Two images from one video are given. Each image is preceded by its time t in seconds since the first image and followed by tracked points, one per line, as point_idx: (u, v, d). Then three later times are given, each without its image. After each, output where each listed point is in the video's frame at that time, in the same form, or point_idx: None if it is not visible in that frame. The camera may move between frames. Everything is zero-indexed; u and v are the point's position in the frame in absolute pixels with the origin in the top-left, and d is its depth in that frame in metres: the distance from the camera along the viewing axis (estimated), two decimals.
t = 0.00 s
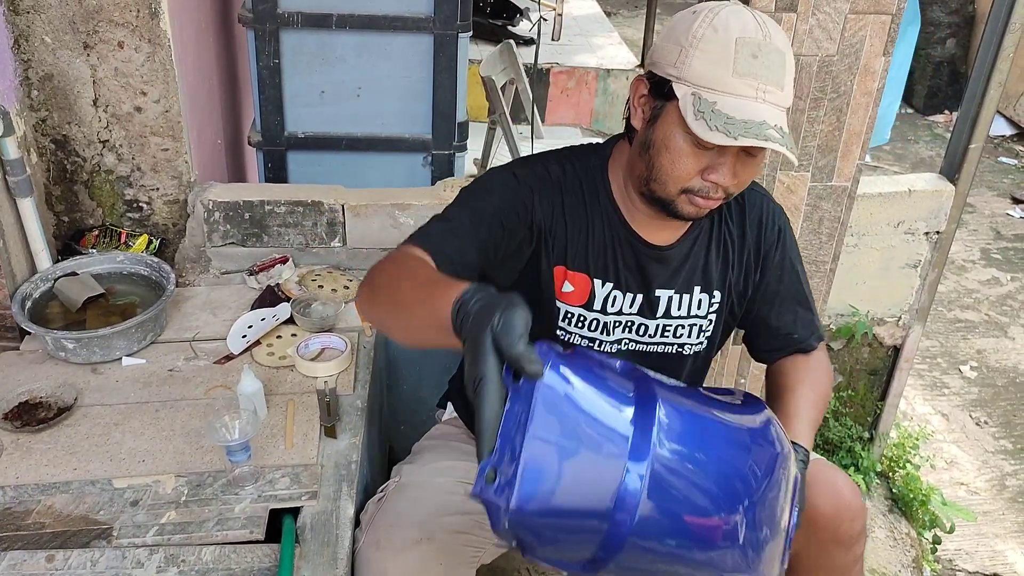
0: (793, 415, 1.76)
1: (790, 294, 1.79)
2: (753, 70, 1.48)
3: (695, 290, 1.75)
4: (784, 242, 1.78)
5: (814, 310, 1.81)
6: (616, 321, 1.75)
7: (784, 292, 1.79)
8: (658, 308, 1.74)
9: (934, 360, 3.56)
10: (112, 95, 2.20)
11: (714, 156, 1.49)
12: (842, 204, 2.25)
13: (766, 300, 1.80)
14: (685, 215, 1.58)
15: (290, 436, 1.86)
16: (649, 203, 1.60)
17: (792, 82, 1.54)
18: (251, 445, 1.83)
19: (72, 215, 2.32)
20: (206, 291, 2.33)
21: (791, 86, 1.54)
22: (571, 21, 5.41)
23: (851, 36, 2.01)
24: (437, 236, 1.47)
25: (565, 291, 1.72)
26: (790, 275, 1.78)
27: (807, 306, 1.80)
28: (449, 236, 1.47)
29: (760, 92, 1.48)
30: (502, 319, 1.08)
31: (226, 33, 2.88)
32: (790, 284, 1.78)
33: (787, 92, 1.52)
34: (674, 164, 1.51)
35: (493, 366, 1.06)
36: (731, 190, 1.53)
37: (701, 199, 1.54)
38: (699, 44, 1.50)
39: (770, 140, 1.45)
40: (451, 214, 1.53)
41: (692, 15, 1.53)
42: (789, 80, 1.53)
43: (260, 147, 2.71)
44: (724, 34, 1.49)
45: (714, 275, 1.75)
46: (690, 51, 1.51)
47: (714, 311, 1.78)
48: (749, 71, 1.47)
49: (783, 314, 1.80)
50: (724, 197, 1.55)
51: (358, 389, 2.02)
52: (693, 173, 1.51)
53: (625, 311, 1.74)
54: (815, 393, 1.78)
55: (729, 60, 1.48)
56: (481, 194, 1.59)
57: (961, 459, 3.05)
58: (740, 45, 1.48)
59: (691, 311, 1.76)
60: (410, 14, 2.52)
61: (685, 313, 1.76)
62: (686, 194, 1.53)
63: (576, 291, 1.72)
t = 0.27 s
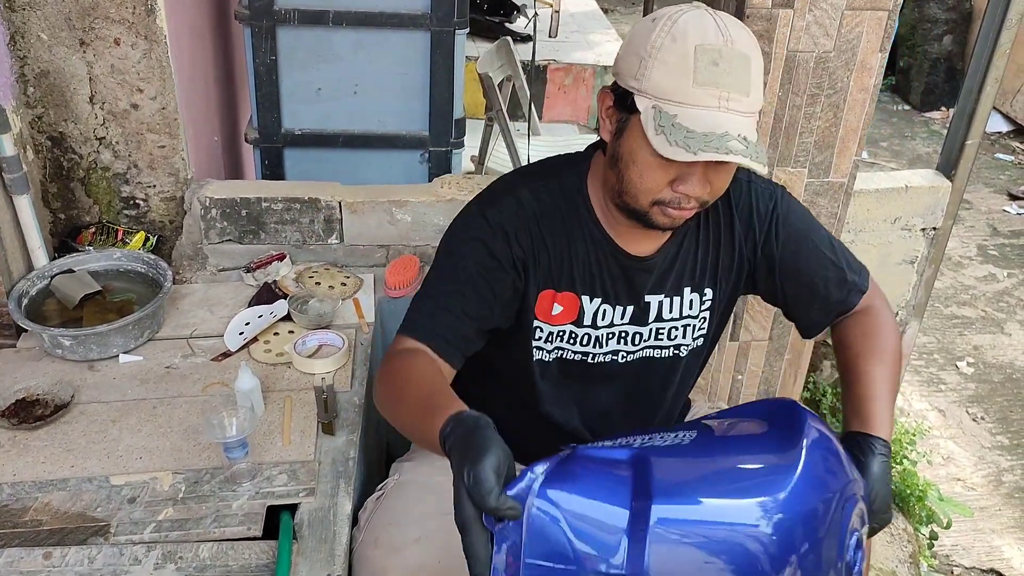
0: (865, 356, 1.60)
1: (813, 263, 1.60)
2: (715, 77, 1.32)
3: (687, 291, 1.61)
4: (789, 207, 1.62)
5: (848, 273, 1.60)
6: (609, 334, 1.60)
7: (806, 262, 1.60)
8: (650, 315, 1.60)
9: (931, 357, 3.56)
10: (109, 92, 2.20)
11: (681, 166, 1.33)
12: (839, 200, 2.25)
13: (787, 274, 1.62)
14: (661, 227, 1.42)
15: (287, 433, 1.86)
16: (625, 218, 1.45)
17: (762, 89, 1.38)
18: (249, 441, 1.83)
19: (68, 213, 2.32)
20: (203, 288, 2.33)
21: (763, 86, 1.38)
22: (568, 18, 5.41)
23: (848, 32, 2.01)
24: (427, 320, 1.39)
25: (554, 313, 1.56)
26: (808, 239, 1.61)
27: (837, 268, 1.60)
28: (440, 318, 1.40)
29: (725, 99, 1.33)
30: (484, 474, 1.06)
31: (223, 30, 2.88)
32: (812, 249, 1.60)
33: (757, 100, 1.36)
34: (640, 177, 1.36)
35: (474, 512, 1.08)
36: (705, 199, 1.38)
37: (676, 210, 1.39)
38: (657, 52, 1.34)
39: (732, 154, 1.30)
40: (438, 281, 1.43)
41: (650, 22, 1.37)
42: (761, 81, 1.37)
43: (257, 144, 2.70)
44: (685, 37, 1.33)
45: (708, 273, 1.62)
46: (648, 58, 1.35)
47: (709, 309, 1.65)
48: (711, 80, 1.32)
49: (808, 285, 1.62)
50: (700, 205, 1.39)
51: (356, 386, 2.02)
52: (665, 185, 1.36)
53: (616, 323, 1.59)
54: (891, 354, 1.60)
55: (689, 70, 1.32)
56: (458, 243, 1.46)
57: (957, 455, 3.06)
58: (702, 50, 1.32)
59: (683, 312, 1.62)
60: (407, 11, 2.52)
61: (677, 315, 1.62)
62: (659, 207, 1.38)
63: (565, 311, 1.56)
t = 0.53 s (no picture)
0: (921, 333, 1.60)
1: (821, 239, 1.59)
2: (687, 88, 1.32)
3: (680, 291, 1.62)
4: (782, 188, 1.61)
5: (859, 242, 1.60)
6: (604, 339, 1.61)
7: (814, 239, 1.60)
8: (644, 318, 1.61)
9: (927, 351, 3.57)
10: (104, 86, 2.20)
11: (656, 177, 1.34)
12: (836, 195, 2.26)
13: (793, 256, 1.62)
14: (642, 235, 1.44)
15: (284, 428, 1.86)
16: (609, 228, 1.47)
17: (736, 97, 1.37)
18: (246, 436, 1.82)
19: (64, 208, 2.31)
20: (199, 283, 2.32)
21: (738, 93, 1.37)
22: (565, 14, 5.40)
23: (845, 27, 2.01)
24: (430, 356, 1.48)
25: (548, 326, 1.58)
26: (811, 216, 1.60)
27: (848, 240, 1.60)
28: (443, 353, 1.48)
29: (697, 110, 1.32)
30: (515, 518, 1.18)
31: (219, 25, 2.87)
32: (819, 226, 1.59)
33: (732, 108, 1.36)
34: (616, 189, 1.37)
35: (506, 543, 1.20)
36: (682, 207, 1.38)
37: (655, 219, 1.39)
38: (628, 63, 1.34)
39: (704, 168, 1.30)
40: (437, 316, 1.49)
41: (621, 31, 1.37)
42: (736, 87, 1.36)
43: (253, 139, 2.70)
44: (655, 49, 1.33)
45: (702, 271, 1.63)
46: (618, 71, 1.35)
47: (704, 308, 1.65)
48: (683, 91, 1.31)
49: (818, 261, 1.61)
50: (680, 214, 1.39)
51: (353, 381, 2.02)
52: (641, 197, 1.36)
53: (611, 329, 1.61)
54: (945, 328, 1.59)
55: (659, 81, 1.32)
56: (450, 275, 1.49)
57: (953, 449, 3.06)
58: (671, 62, 1.32)
59: (678, 313, 1.63)
60: (403, 6, 2.51)
61: (672, 316, 1.63)
62: (637, 217, 1.39)
63: (559, 323, 1.58)
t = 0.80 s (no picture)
0: (959, 323, 1.54)
1: (816, 231, 1.57)
2: (656, 97, 1.32)
3: (671, 293, 1.62)
4: (771, 183, 1.61)
5: (858, 231, 1.57)
6: (595, 342, 1.62)
7: (809, 231, 1.58)
8: (634, 320, 1.61)
9: (924, 348, 3.56)
10: (98, 82, 2.18)
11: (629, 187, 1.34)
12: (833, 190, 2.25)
13: (789, 250, 1.60)
14: (622, 241, 1.45)
15: (279, 424, 1.86)
16: (591, 233, 1.48)
17: (711, 102, 1.36)
18: (240, 432, 1.82)
19: (58, 204, 2.31)
20: (194, 279, 2.32)
21: (712, 99, 1.36)
22: (562, 11, 5.39)
23: (841, 21, 2.00)
24: (431, 367, 1.56)
25: (536, 331, 1.61)
26: (803, 210, 1.58)
27: (845, 230, 1.57)
28: (444, 362, 1.56)
29: (667, 119, 1.32)
30: (535, 521, 1.30)
31: (214, 21, 2.87)
32: (813, 218, 1.58)
33: (705, 114, 1.35)
34: (592, 197, 1.38)
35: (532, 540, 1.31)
36: (659, 214, 1.39)
37: (632, 226, 1.40)
38: (597, 73, 1.35)
39: (672, 179, 1.31)
40: (433, 329, 1.56)
41: (592, 39, 1.38)
42: (709, 93, 1.36)
43: (249, 135, 2.69)
44: (623, 59, 1.33)
45: (693, 272, 1.63)
46: (589, 82, 1.36)
47: (696, 309, 1.65)
48: (652, 100, 1.32)
49: (816, 253, 1.59)
50: (658, 220, 1.40)
51: (348, 377, 2.01)
52: (616, 206, 1.37)
53: (602, 331, 1.61)
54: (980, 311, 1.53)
55: (627, 90, 1.32)
56: (439, 286, 1.54)
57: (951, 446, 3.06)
58: (640, 71, 1.32)
59: (670, 314, 1.63)
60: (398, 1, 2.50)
61: (664, 317, 1.63)
62: (615, 224, 1.40)
63: (547, 328, 1.60)
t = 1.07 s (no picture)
0: (962, 295, 1.48)
1: (803, 220, 1.56)
2: (632, 106, 1.32)
3: (661, 294, 1.63)
4: (753, 176, 1.60)
5: (846, 216, 1.55)
6: (589, 347, 1.63)
7: (795, 220, 1.57)
8: (626, 323, 1.62)
9: (920, 348, 3.57)
10: (94, 83, 2.18)
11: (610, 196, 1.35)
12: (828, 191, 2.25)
13: (777, 242, 1.59)
14: (609, 248, 1.45)
15: (275, 425, 1.86)
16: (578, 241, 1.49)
17: (688, 108, 1.36)
18: (237, 433, 1.82)
19: (54, 204, 2.30)
20: (191, 280, 2.32)
21: (689, 104, 1.36)
22: (559, 12, 5.39)
23: (837, 22, 2.01)
24: (438, 380, 1.60)
25: (528, 339, 1.61)
26: (788, 202, 1.58)
27: (833, 216, 1.56)
28: (449, 374, 1.60)
29: (644, 127, 1.32)
30: (551, 543, 1.34)
31: (210, 22, 2.86)
32: (799, 207, 1.57)
33: (683, 120, 1.35)
34: (574, 207, 1.39)
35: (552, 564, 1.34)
36: (642, 221, 1.39)
37: (617, 234, 1.41)
38: (572, 84, 1.35)
39: (650, 189, 1.32)
40: (434, 344, 1.58)
41: (566, 49, 1.38)
42: (687, 98, 1.36)
43: (245, 136, 2.69)
44: (598, 69, 1.34)
45: (682, 271, 1.63)
46: (565, 92, 1.36)
47: (688, 309, 1.66)
48: (628, 109, 1.32)
49: (806, 241, 1.57)
50: (642, 227, 1.40)
51: (345, 378, 2.01)
52: (600, 214, 1.37)
53: (595, 337, 1.62)
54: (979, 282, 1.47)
55: (602, 100, 1.33)
56: (435, 301, 1.56)
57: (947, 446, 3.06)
58: (615, 81, 1.33)
59: (662, 315, 1.64)
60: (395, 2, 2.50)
61: (656, 319, 1.64)
62: (599, 232, 1.41)
63: (539, 336, 1.60)
